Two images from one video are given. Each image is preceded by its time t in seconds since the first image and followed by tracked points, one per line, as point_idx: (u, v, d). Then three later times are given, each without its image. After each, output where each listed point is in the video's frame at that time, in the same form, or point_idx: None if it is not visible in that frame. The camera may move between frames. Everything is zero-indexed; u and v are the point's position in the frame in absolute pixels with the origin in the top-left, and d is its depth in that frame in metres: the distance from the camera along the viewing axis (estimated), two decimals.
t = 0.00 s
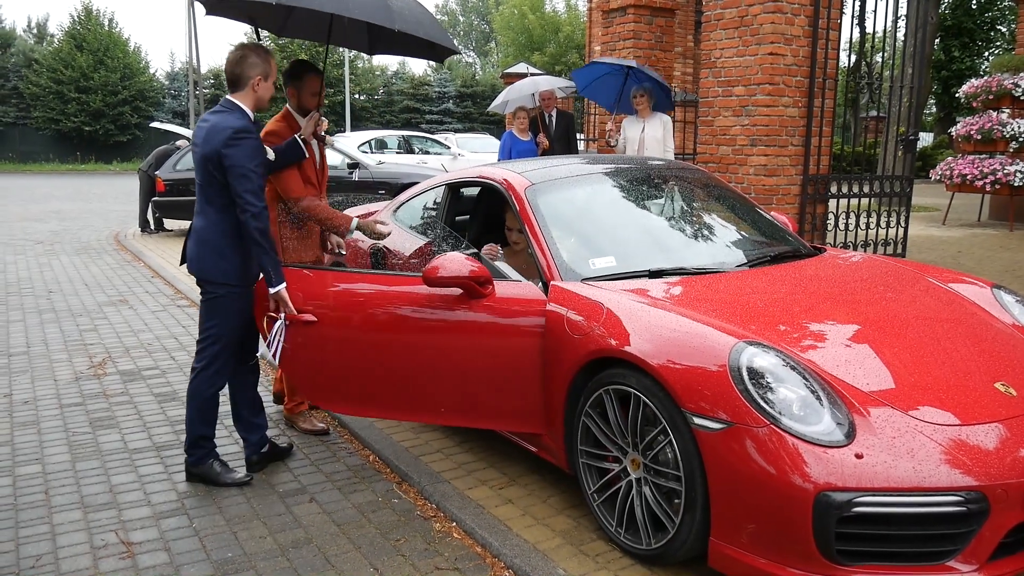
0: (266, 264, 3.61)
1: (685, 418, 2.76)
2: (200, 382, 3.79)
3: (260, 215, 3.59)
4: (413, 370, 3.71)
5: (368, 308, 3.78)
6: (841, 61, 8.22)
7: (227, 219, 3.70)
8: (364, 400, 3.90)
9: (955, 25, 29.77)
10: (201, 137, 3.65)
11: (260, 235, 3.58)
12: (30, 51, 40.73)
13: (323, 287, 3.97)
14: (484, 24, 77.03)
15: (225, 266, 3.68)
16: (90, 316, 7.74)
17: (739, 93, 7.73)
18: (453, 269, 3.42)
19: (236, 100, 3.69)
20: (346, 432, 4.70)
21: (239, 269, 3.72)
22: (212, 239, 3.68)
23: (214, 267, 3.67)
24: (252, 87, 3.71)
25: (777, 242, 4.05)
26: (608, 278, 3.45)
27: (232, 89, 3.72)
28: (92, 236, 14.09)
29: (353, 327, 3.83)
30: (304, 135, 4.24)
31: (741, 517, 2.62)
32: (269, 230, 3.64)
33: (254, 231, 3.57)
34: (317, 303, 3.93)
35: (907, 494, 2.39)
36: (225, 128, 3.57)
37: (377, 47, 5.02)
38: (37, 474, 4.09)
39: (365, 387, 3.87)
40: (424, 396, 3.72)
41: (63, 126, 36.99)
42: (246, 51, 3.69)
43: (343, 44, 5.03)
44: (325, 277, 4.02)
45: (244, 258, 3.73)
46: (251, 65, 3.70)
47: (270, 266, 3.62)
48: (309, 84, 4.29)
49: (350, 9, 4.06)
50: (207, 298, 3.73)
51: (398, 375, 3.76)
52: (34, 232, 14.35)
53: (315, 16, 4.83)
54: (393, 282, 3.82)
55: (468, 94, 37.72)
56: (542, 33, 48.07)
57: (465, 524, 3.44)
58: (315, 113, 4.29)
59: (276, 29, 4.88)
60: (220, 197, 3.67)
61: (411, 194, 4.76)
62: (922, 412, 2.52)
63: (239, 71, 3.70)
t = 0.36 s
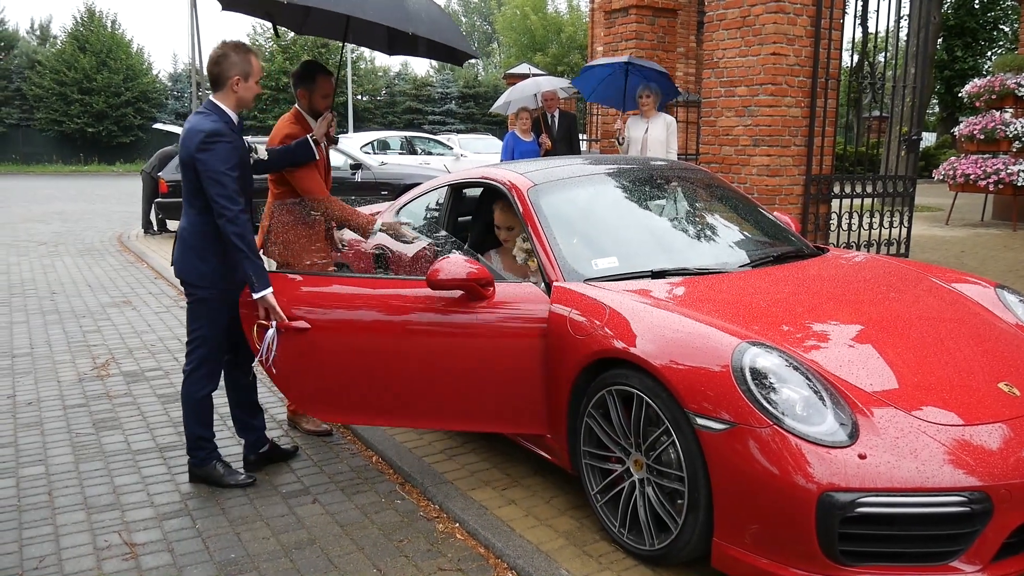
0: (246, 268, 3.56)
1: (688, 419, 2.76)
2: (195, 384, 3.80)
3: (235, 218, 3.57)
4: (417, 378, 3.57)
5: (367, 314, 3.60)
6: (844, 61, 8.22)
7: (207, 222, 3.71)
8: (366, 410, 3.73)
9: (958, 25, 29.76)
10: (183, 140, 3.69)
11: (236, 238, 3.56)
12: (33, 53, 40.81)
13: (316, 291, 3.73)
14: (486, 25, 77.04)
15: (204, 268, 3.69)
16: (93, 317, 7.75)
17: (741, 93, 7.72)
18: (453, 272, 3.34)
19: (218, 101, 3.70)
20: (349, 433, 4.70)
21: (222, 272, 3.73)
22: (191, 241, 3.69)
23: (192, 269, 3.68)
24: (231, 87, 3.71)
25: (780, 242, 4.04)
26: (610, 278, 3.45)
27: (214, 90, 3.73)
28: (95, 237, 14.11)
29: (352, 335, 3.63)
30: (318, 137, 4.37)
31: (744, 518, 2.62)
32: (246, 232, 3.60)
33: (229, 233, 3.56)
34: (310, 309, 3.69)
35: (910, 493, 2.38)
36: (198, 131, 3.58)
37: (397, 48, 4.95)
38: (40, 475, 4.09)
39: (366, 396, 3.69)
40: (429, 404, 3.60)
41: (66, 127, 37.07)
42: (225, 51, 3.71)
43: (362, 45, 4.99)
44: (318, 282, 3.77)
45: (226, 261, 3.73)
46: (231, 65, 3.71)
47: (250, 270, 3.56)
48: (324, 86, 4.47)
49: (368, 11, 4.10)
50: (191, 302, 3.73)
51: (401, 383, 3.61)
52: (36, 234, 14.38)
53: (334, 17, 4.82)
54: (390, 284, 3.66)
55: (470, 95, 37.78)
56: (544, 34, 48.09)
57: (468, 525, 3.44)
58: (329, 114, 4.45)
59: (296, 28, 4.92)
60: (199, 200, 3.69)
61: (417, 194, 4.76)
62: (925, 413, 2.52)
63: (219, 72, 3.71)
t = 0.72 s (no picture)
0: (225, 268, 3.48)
1: (689, 420, 2.77)
2: (195, 385, 3.81)
3: (213, 218, 3.53)
4: (416, 383, 3.47)
5: (363, 320, 3.46)
6: (845, 62, 8.23)
7: (190, 225, 3.70)
8: (363, 419, 3.59)
9: (959, 26, 29.77)
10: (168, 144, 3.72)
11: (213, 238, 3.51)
12: (34, 55, 40.85)
13: (306, 297, 3.56)
14: (487, 26, 77.08)
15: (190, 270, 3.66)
16: (95, 319, 7.77)
17: (742, 95, 7.72)
18: (453, 277, 3.29)
19: (201, 104, 3.68)
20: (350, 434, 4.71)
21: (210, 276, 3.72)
22: (176, 244, 3.70)
23: (177, 272, 3.70)
24: (214, 90, 3.68)
25: (781, 243, 4.04)
26: (611, 280, 3.45)
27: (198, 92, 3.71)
28: (97, 239, 14.13)
29: (347, 342, 3.48)
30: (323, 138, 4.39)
31: (745, 519, 2.62)
32: (226, 233, 3.54)
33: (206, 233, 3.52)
34: (301, 318, 3.51)
35: (911, 494, 2.38)
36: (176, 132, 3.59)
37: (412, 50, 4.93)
38: (42, 477, 4.10)
39: (363, 405, 3.55)
40: (430, 409, 3.51)
41: (68, 130, 37.12)
42: (208, 54, 3.67)
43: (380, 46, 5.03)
44: (306, 289, 3.58)
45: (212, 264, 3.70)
46: (214, 66, 3.67)
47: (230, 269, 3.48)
48: (342, 89, 4.59)
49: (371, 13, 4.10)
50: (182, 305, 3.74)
51: (400, 390, 3.50)
52: (38, 236, 14.39)
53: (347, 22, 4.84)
54: (383, 289, 3.53)
55: (471, 96, 37.86)
56: (545, 35, 48.13)
57: (469, 527, 3.44)
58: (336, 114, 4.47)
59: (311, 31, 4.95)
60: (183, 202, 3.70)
61: (418, 195, 4.77)
62: (926, 414, 2.52)
63: (201, 74, 3.67)
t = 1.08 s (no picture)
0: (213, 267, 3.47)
1: (690, 422, 2.76)
2: (195, 386, 3.82)
3: (199, 219, 3.53)
4: (417, 383, 3.48)
5: (362, 321, 3.47)
6: (846, 63, 8.24)
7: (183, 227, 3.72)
8: (365, 420, 3.60)
9: (960, 27, 29.77)
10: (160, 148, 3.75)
11: (201, 239, 3.50)
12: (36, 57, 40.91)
13: (305, 299, 3.56)
14: (488, 28, 77.12)
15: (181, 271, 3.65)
16: (96, 321, 7.77)
17: (743, 97, 7.72)
18: (455, 278, 3.29)
19: (193, 107, 3.68)
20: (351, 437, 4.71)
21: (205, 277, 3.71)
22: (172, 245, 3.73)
23: (173, 273, 3.72)
24: (200, 91, 3.66)
25: (782, 245, 4.04)
26: (612, 282, 3.45)
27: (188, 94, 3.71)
28: (98, 242, 14.14)
29: (347, 343, 3.48)
30: (329, 140, 4.39)
31: (745, 522, 2.62)
32: (214, 232, 3.53)
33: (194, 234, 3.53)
34: (304, 318, 3.52)
35: (912, 497, 2.38)
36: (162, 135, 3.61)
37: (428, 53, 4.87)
38: (43, 479, 4.10)
39: (364, 406, 3.56)
40: (431, 410, 3.51)
41: (70, 132, 37.19)
42: (195, 55, 3.65)
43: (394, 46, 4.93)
44: (306, 290, 3.60)
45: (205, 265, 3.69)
46: (200, 67, 3.65)
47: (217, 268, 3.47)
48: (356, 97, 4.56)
49: (371, 15, 4.11)
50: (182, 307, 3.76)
51: (401, 391, 3.50)
52: (40, 238, 14.41)
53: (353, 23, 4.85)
54: (385, 291, 3.53)
55: (473, 99, 37.95)
56: (546, 38, 48.16)
57: (470, 529, 3.44)
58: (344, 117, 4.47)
59: (328, 35, 5.00)
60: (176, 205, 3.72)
61: (419, 198, 4.77)
62: (927, 416, 2.52)
63: (190, 76, 3.67)
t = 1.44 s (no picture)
0: (169, 268, 3.53)
1: (691, 424, 2.77)
2: (196, 388, 3.83)
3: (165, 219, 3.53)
4: (418, 384, 3.47)
5: (363, 322, 3.47)
6: (847, 66, 8.24)
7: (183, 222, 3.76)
8: (366, 422, 3.59)
9: (961, 29, 29.74)
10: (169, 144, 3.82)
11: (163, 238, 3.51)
12: (38, 59, 40.95)
13: (308, 301, 3.56)
14: (490, 30, 77.18)
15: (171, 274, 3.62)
16: (99, 324, 7.78)
17: (745, 99, 7.72)
18: (456, 280, 3.29)
19: (189, 108, 3.71)
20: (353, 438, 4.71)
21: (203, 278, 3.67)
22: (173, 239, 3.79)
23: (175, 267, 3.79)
24: (198, 92, 3.68)
25: (783, 247, 4.04)
26: (614, 284, 3.45)
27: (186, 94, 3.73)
28: (100, 244, 14.15)
29: (347, 345, 3.48)
30: (339, 140, 4.37)
31: (747, 523, 2.62)
32: (177, 232, 3.53)
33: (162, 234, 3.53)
34: (305, 320, 3.51)
35: (914, 499, 2.38)
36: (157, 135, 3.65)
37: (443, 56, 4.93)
38: (45, 481, 4.11)
39: (365, 409, 3.56)
40: (432, 410, 3.51)
41: (72, 134, 37.24)
42: (194, 57, 3.67)
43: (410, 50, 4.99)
44: (307, 292, 3.60)
45: (200, 265, 3.67)
46: (197, 68, 3.67)
47: (172, 269, 3.54)
48: (361, 100, 4.55)
49: (367, 14, 4.10)
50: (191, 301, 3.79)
51: (402, 392, 3.50)
52: (42, 240, 14.42)
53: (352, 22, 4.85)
54: (387, 293, 3.53)
55: (474, 100, 38.00)
56: (548, 40, 48.19)
57: (472, 531, 3.44)
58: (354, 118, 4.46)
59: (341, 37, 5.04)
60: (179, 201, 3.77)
61: (421, 200, 4.78)
62: (928, 418, 2.52)
63: (186, 77, 3.69)
